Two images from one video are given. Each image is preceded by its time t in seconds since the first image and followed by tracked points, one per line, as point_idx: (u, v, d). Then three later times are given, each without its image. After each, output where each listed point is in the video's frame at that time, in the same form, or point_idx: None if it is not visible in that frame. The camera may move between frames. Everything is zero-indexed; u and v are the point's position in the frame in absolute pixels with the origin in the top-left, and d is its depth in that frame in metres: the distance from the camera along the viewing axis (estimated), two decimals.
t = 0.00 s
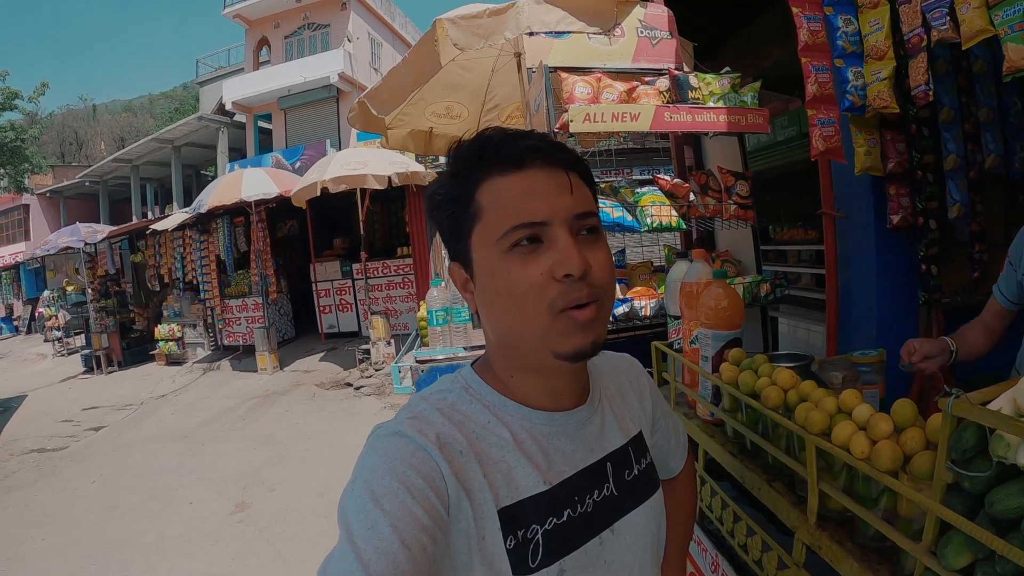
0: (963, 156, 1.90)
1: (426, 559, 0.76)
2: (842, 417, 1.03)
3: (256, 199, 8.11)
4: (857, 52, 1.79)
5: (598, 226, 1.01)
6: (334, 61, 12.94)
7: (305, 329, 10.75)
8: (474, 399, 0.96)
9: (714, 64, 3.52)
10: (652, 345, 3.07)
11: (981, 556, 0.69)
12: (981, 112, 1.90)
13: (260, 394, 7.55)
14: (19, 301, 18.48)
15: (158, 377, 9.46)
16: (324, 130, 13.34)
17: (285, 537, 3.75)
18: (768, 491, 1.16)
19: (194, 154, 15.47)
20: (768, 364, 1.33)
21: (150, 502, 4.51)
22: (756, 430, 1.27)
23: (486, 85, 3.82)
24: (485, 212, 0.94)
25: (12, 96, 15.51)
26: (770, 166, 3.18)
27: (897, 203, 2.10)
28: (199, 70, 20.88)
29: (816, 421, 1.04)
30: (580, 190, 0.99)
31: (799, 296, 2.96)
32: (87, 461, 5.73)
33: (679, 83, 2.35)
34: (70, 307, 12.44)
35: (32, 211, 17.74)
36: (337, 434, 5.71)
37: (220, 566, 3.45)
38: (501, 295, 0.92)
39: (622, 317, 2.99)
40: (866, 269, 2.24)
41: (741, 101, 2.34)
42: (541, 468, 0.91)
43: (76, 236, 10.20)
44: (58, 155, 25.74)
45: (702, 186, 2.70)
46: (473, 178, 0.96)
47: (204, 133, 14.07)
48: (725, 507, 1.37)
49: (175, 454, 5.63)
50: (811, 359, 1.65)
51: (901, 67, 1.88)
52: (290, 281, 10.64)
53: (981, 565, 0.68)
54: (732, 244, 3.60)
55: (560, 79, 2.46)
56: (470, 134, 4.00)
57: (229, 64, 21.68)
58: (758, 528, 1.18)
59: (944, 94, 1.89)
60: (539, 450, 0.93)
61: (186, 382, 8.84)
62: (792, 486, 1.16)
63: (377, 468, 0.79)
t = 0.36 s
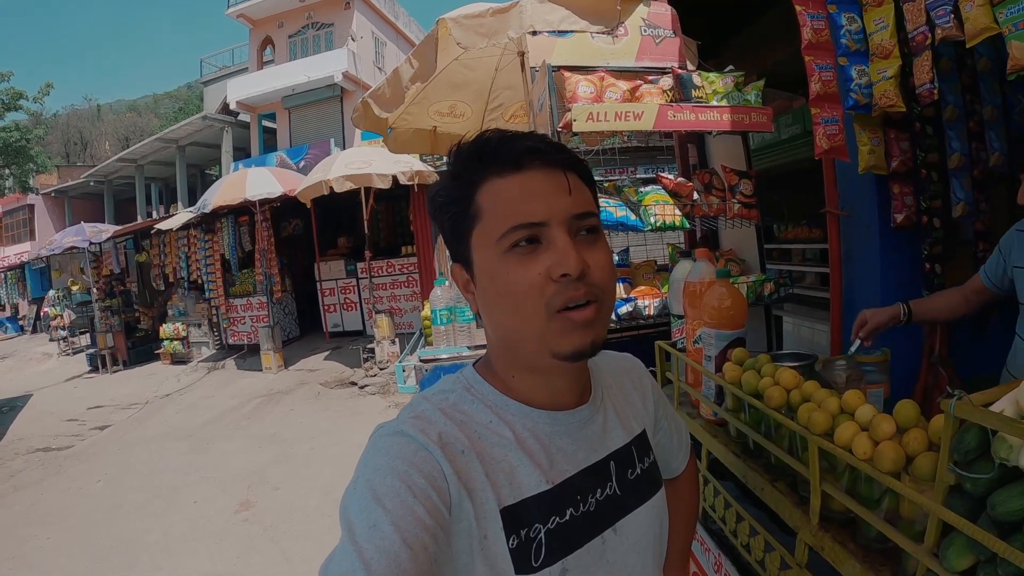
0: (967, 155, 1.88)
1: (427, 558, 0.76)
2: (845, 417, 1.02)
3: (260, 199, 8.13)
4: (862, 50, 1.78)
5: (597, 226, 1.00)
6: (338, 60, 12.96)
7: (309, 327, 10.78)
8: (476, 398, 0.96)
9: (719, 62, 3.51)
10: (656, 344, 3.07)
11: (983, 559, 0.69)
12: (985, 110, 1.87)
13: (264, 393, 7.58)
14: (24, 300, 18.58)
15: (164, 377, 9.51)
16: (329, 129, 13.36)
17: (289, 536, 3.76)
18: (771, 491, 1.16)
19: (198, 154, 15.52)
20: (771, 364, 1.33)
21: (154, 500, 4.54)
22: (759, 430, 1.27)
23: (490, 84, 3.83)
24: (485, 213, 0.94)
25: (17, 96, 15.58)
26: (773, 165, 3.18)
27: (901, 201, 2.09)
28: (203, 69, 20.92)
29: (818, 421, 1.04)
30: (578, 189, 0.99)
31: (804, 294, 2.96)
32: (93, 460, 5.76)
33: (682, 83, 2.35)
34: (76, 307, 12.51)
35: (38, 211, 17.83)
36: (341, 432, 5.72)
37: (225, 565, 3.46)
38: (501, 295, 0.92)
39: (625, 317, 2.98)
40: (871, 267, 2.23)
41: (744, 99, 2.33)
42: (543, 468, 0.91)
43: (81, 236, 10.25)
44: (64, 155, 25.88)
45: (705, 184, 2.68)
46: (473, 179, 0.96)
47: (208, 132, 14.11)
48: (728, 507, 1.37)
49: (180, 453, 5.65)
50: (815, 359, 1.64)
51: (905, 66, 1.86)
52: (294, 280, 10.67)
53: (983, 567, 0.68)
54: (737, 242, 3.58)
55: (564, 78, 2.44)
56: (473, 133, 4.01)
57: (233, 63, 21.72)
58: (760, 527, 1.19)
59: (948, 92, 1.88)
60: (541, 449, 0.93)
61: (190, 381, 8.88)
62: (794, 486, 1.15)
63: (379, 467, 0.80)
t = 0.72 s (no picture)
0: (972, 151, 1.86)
1: (427, 561, 0.76)
2: (848, 420, 1.02)
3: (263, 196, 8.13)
4: (865, 46, 1.76)
5: (591, 228, 0.98)
6: (340, 57, 12.94)
7: (313, 324, 10.80)
8: (477, 400, 0.96)
9: (722, 57, 3.48)
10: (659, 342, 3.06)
11: (984, 564, 0.69)
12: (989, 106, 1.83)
13: (268, 390, 7.60)
14: (28, 299, 18.64)
15: (168, 374, 9.54)
16: (331, 126, 13.36)
17: (293, 533, 3.78)
18: (774, 493, 1.15)
19: (201, 151, 15.53)
20: (773, 364, 1.32)
21: (159, 498, 4.56)
22: (762, 430, 1.26)
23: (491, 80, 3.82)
24: (475, 217, 0.95)
25: (20, 95, 15.61)
26: (778, 159, 3.21)
27: (904, 198, 2.09)
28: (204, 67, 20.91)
29: (820, 423, 1.03)
30: (571, 191, 0.97)
31: (807, 290, 2.95)
32: (98, 458, 5.80)
33: (684, 79, 2.35)
34: (80, 305, 12.56)
35: (41, 209, 17.88)
36: (345, 429, 5.74)
37: (229, 562, 3.49)
38: (488, 300, 0.93)
39: (628, 315, 2.96)
40: (874, 263, 2.22)
41: (747, 96, 2.31)
42: (545, 469, 0.91)
43: (84, 235, 10.28)
44: (67, 154, 25.94)
45: (708, 181, 2.72)
46: (465, 184, 0.97)
47: (211, 130, 14.11)
48: (730, 506, 1.37)
49: (184, 451, 5.68)
50: (819, 358, 1.62)
51: (908, 61, 1.85)
52: (298, 278, 10.69)
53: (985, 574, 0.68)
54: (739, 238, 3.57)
55: (565, 75, 2.42)
56: (476, 130, 4.00)
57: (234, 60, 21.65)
58: (761, 527, 1.19)
59: (952, 87, 1.86)
60: (542, 451, 0.93)
61: (195, 378, 8.92)
62: (797, 487, 1.15)
63: (380, 469, 0.80)
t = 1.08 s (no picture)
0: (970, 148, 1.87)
1: (428, 559, 0.76)
2: (846, 416, 1.02)
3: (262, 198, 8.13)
4: (862, 43, 1.76)
5: (589, 227, 0.98)
6: (339, 59, 12.96)
7: (313, 326, 10.80)
8: (478, 399, 0.96)
9: (720, 56, 3.49)
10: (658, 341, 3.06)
11: (983, 559, 0.69)
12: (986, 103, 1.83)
13: (269, 392, 7.60)
14: (28, 302, 18.65)
15: (168, 377, 9.55)
16: (330, 128, 13.37)
17: (294, 534, 3.78)
18: (773, 489, 1.15)
19: (200, 154, 15.54)
20: (772, 361, 1.32)
21: (160, 500, 4.56)
22: (761, 428, 1.26)
23: (490, 80, 3.82)
24: (473, 219, 0.95)
25: (19, 99, 15.61)
26: (776, 158, 3.18)
27: (903, 195, 2.09)
28: (203, 69, 20.92)
29: (819, 419, 1.04)
30: (568, 191, 0.97)
31: (807, 288, 2.95)
32: (99, 461, 5.80)
33: (682, 78, 2.34)
34: (80, 308, 12.56)
35: (41, 213, 17.88)
36: (346, 430, 5.74)
37: (231, 564, 3.49)
38: (487, 300, 0.94)
39: (628, 314, 2.97)
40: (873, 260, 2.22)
41: (744, 95, 2.32)
42: (545, 468, 0.91)
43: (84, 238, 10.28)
44: (66, 157, 25.95)
45: (706, 180, 2.72)
46: (462, 186, 0.97)
47: (210, 132, 14.11)
48: (730, 503, 1.37)
49: (185, 453, 5.67)
50: (818, 355, 1.63)
51: (905, 59, 1.85)
52: (298, 279, 10.69)
53: (984, 568, 0.68)
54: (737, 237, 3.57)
55: (563, 75, 2.42)
56: (475, 130, 3.97)
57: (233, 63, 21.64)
58: (761, 524, 1.19)
59: (950, 85, 1.85)
60: (543, 449, 0.93)
61: (195, 381, 8.92)
62: (796, 484, 1.15)
63: (381, 468, 0.80)
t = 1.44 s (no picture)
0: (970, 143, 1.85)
1: (427, 560, 0.77)
2: (846, 412, 1.02)
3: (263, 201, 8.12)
4: (860, 39, 1.76)
5: (595, 230, 0.99)
6: (338, 60, 12.95)
7: (315, 328, 10.81)
8: (476, 398, 0.96)
9: (720, 53, 3.48)
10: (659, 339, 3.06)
11: (983, 555, 0.69)
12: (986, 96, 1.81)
13: (272, 395, 7.62)
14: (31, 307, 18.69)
15: (172, 380, 9.57)
16: (331, 130, 13.38)
17: (298, 536, 3.79)
18: (774, 487, 1.15)
19: (201, 158, 15.57)
20: (772, 359, 1.32)
21: (164, 504, 4.58)
22: (762, 425, 1.26)
23: (488, 80, 3.81)
24: (481, 215, 0.94)
25: (19, 105, 15.64)
26: (776, 155, 3.14)
27: (904, 189, 2.07)
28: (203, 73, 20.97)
29: (819, 417, 1.03)
30: (579, 193, 0.97)
31: (808, 285, 2.96)
32: (103, 465, 5.82)
33: (680, 75, 2.33)
34: (82, 313, 12.58)
35: (42, 218, 17.94)
36: (349, 432, 5.74)
37: (235, 566, 3.50)
38: (492, 298, 0.93)
39: (628, 312, 2.98)
40: (873, 255, 2.22)
41: (743, 91, 2.31)
42: (544, 468, 0.91)
43: (86, 242, 10.30)
44: (66, 163, 26.01)
45: (706, 177, 2.69)
46: (471, 181, 0.96)
47: (211, 136, 14.12)
48: (733, 501, 1.37)
49: (189, 456, 5.69)
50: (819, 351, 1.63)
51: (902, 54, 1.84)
52: (300, 282, 10.70)
53: (984, 564, 0.68)
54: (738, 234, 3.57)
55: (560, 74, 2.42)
56: (474, 131, 3.94)
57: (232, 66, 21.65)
58: (763, 522, 1.19)
59: (948, 79, 1.85)
60: (541, 450, 0.93)
61: (198, 384, 8.94)
62: (797, 482, 1.15)
63: (381, 467, 0.80)
